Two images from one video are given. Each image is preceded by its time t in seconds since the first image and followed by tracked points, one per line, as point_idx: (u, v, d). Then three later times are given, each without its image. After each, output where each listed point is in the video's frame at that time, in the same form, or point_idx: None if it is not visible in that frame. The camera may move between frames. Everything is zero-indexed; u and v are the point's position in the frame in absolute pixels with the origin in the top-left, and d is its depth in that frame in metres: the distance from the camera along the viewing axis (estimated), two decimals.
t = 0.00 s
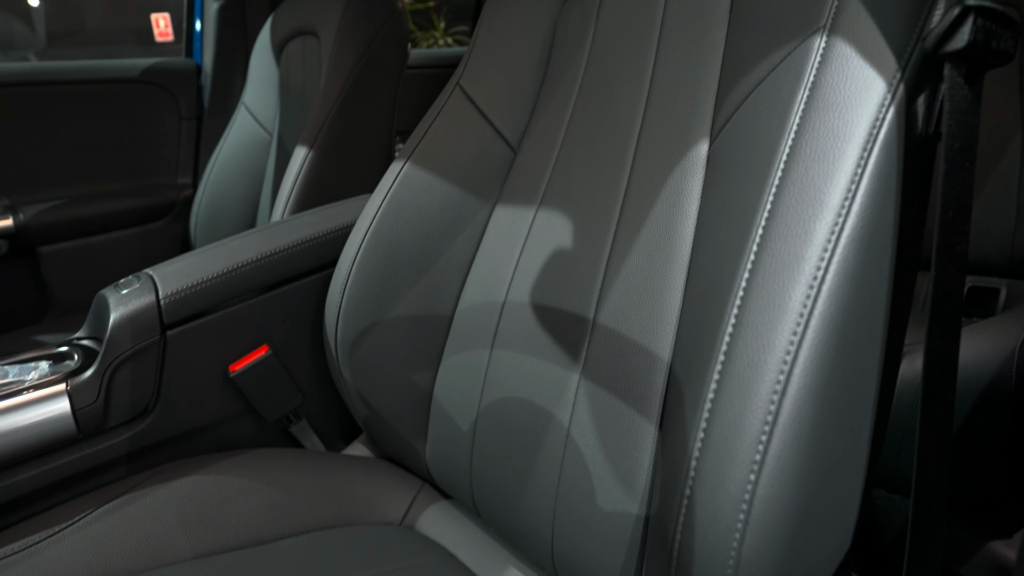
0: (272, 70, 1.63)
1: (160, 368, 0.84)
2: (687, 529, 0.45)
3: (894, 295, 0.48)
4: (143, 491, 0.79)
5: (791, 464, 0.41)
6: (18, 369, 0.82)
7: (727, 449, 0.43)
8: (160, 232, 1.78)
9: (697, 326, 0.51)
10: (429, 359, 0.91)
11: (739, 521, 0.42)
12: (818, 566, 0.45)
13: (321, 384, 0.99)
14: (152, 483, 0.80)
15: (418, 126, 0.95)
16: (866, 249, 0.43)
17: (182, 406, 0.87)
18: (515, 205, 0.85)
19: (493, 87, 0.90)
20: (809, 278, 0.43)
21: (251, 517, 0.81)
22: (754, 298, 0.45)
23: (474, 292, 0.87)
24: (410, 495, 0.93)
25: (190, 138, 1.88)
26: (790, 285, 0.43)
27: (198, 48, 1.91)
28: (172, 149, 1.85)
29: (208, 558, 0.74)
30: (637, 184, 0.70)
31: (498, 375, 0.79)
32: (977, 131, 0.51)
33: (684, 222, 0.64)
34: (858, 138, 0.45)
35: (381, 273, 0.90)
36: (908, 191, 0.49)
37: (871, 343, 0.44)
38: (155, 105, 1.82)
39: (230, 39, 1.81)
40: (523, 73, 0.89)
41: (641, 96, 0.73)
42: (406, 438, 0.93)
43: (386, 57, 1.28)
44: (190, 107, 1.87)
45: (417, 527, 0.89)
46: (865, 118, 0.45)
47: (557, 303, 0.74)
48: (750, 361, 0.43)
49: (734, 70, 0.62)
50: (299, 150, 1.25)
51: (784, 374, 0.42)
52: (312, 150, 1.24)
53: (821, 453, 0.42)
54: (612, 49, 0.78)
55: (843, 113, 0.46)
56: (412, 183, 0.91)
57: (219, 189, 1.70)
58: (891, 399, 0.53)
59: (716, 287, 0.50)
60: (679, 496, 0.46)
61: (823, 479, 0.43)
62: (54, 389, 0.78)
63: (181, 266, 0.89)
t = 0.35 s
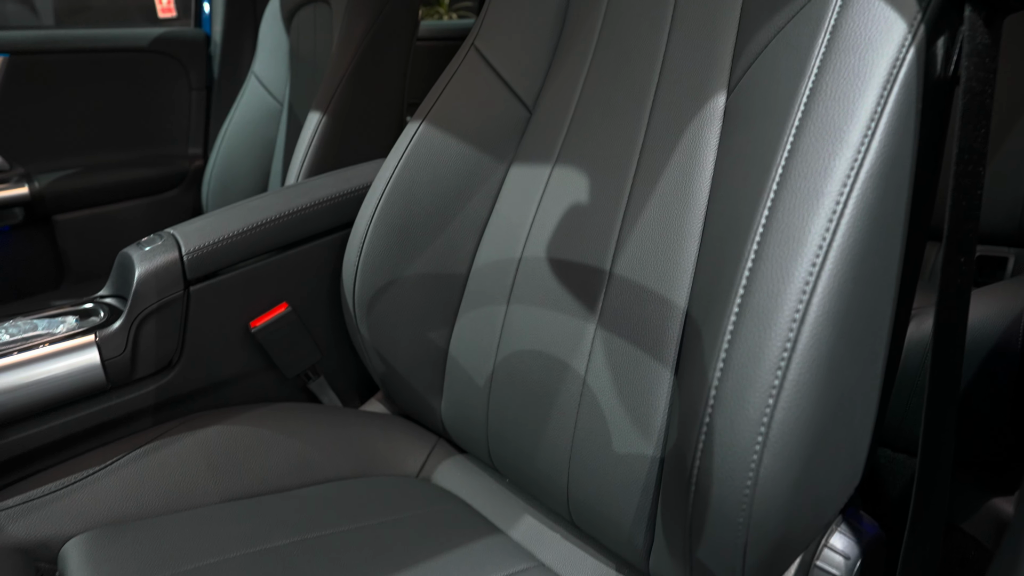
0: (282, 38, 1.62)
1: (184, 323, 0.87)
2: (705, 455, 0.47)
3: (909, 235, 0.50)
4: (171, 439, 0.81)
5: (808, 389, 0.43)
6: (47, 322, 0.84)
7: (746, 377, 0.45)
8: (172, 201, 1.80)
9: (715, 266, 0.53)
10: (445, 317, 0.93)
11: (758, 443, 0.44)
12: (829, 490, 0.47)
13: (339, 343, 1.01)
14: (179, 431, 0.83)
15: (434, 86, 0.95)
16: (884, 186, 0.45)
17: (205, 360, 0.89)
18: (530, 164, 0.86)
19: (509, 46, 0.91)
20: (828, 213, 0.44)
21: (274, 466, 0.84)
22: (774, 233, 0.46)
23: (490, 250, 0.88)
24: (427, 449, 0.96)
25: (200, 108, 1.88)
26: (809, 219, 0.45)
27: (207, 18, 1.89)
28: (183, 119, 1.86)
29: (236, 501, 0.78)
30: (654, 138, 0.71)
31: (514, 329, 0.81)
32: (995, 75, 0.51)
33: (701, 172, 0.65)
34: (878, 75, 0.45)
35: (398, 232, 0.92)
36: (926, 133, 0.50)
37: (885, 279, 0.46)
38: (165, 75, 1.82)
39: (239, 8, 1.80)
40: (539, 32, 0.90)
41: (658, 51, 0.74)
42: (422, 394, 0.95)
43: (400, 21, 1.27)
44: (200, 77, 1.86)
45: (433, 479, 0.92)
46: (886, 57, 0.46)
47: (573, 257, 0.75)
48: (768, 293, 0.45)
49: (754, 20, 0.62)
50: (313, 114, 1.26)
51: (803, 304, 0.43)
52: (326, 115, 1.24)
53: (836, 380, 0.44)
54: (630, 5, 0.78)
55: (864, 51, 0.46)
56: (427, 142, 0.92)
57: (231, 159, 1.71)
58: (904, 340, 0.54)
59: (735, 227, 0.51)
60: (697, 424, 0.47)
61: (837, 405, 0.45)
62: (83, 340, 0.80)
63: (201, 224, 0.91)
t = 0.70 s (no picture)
0: (294, 7, 1.61)
1: (208, 280, 0.89)
2: (725, 389, 0.48)
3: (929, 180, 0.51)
4: (197, 390, 0.84)
5: (828, 324, 0.45)
6: (74, 278, 0.86)
7: (767, 312, 0.46)
8: (186, 171, 1.82)
9: (734, 212, 0.54)
10: (462, 277, 0.94)
11: (778, 376, 0.46)
12: (844, 426, 0.49)
13: (356, 303, 1.03)
14: (204, 383, 0.85)
15: (451, 47, 0.95)
16: (906, 127, 0.45)
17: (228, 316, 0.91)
18: (548, 124, 0.87)
19: (527, 5, 0.90)
20: (851, 154, 0.45)
21: (295, 419, 0.86)
22: (797, 175, 0.47)
23: (507, 210, 0.89)
24: (442, 407, 0.98)
25: (212, 79, 1.88)
26: (832, 161, 0.46)
27: None
28: (195, 89, 1.86)
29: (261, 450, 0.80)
30: (673, 94, 0.72)
31: (531, 286, 0.82)
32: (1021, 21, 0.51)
33: (720, 126, 0.66)
34: (904, 17, 0.46)
35: (417, 193, 0.92)
36: (948, 79, 0.50)
37: (905, 220, 0.47)
38: (177, 44, 1.81)
39: None
40: None
41: (679, 9, 0.74)
42: (439, 353, 0.97)
43: None
44: (211, 48, 1.85)
45: (449, 435, 0.94)
46: None
47: (591, 213, 0.77)
48: (791, 232, 0.46)
49: None
50: (328, 80, 1.26)
51: (825, 241, 0.45)
52: (341, 80, 1.25)
53: (855, 317, 0.45)
54: None
55: None
56: (445, 103, 0.92)
57: (243, 131, 1.72)
58: (919, 286, 0.55)
59: (756, 172, 0.52)
60: (718, 360, 0.49)
61: (855, 341, 0.46)
62: (111, 294, 0.83)
63: (224, 184, 0.92)
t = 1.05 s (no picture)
0: None
1: (233, 238, 0.91)
2: (747, 326, 0.50)
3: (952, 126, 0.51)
4: (223, 344, 0.86)
5: (849, 262, 0.46)
6: (103, 236, 0.89)
7: (791, 251, 0.48)
8: (202, 141, 1.83)
9: (757, 160, 0.55)
10: (480, 237, 0.96)
11: (800, 313, 0.48)
12: (862, 364, 0.50)
13: (374, 264, 1.05)
14: (230, 338, 0.88)
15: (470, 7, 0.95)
16: (931, 70, 0.46)
17: (252, 274, 0.93)
18: (568, 84, 0.87)
19: None
20: (876, 96, 0.46)
21: (318, 373, 0.88)
22: (821, 119, 0.48)
23: (526, 171, 0.90)
24: (460, 366, 1.00)
25: (227, 49, 1.87)
26: (856, 104, 0.47)
27: None
28: (210, 59, 1.86)
29: (287, 401, 0.83)
30: (695, 50, 0.72)
31: (550, 244, 0.83)
32: None
33: (741, 80, 0.67)
34: None
35: (436, 153, 0.93)
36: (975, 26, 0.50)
37: (926, 162, 0.48)
38: (191, 14, 1.81)
39: None
40: None
41: None
42: (456, 313, 0.98)
43: None
44: (225, 18, 1.85)
45: (467, 392, 0.96)
46: None
47: (610, 170, 0.78)
48: (814, 174, 0.48)
49: None
50: (345, 46, 1.27)
51: (848, 181, 0.46)
52: (358, 46, 1.25)
53: (875, 255, 0.47)
54: None
55: None
56: (464, 64, 0.93)
57: (258, 100, 1.73)
58: (939, 234, 0.56)
59: (780, 120, 0.53)
60: (740, 301, 0.51)
61: (875, 279, 0.48)
62: (139, 250, 0.85)
63: (247, 144, 0.94)
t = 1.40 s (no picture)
0: None
1: (255, 198, 0.92)
2: (768, 272, 0.52)
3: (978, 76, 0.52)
4: (247, 301, 0.88)
5: (871, 205, 0.48)
6: (127, 196, 0.90)
7: (813, 195, 0.49)
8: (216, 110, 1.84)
9: (780, 111, 0.55)
10: (498, 200, 0.97)
11: (820, 256, 0.49)
12: (881, 309, 0.52)
13: (392, 228, 1.06)
14: (253, 296, 0.90)
15: None
16: (958, 16, 0.47)
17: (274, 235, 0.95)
18: (588, 45, 0.87)
19: None
20: (902, 42, 0.47)
21: (339, 331, 0.90)
22: (846, 66, 0.49)
23: (545, 133, 0.91)
24: (476, 329, 1.02)
25: (241, 17, 1.85)
26: (882, 49, 0.47)
27: None
28: (224, 27, 1.84)
29: (309, 356, 0.85)
30: (718, 7, 0.72)
31: (568, 204, 0.84)
32: None
33: (765, 36, 0.67)
34: None
35: (455, 116, 0.94)
36: None
37: (949, 109, 0.49)
38: None
39: None
40: None
41: None
42: (473, 276, 0.99)
43: None
44: None
45: (484, 354, 0.98)
46: None
47: (630, 130, 0.78)
48: (838, 120, 0.48)
49: None
50: (362, 10, 1.27)
51: (872, 125, 0.47)
52: (375, 11, 1.25)
53: (896, 199, 0.48)
54: None
55: None
56: (483, 26, 0.93)
57: (272, 69, 1.73)
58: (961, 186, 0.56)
59: (804, 71, 0.53)
60: (761, 247, 0.52)
61: (896, 224, 0.49)
62: (164, 209, 0.87)
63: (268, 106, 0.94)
